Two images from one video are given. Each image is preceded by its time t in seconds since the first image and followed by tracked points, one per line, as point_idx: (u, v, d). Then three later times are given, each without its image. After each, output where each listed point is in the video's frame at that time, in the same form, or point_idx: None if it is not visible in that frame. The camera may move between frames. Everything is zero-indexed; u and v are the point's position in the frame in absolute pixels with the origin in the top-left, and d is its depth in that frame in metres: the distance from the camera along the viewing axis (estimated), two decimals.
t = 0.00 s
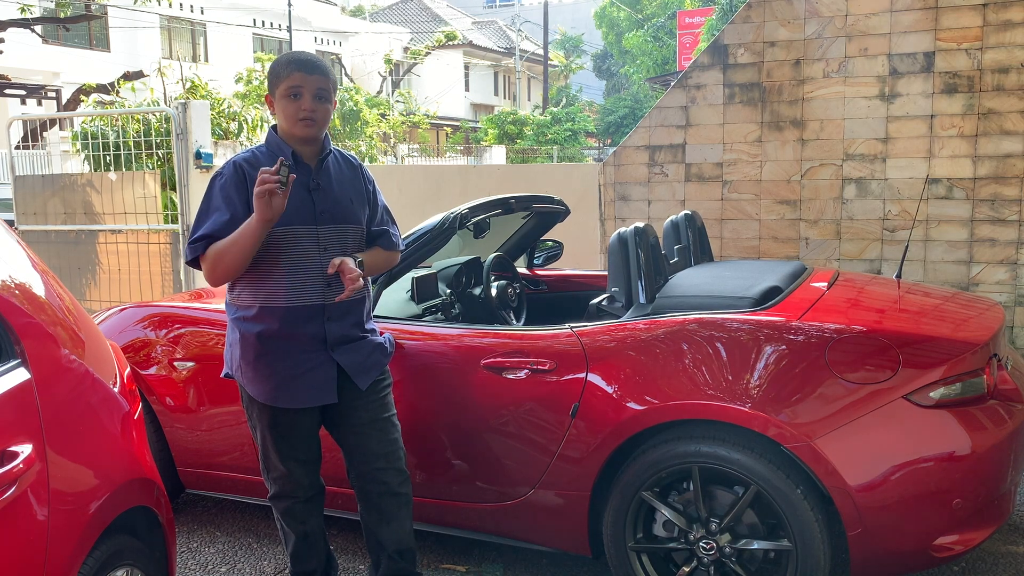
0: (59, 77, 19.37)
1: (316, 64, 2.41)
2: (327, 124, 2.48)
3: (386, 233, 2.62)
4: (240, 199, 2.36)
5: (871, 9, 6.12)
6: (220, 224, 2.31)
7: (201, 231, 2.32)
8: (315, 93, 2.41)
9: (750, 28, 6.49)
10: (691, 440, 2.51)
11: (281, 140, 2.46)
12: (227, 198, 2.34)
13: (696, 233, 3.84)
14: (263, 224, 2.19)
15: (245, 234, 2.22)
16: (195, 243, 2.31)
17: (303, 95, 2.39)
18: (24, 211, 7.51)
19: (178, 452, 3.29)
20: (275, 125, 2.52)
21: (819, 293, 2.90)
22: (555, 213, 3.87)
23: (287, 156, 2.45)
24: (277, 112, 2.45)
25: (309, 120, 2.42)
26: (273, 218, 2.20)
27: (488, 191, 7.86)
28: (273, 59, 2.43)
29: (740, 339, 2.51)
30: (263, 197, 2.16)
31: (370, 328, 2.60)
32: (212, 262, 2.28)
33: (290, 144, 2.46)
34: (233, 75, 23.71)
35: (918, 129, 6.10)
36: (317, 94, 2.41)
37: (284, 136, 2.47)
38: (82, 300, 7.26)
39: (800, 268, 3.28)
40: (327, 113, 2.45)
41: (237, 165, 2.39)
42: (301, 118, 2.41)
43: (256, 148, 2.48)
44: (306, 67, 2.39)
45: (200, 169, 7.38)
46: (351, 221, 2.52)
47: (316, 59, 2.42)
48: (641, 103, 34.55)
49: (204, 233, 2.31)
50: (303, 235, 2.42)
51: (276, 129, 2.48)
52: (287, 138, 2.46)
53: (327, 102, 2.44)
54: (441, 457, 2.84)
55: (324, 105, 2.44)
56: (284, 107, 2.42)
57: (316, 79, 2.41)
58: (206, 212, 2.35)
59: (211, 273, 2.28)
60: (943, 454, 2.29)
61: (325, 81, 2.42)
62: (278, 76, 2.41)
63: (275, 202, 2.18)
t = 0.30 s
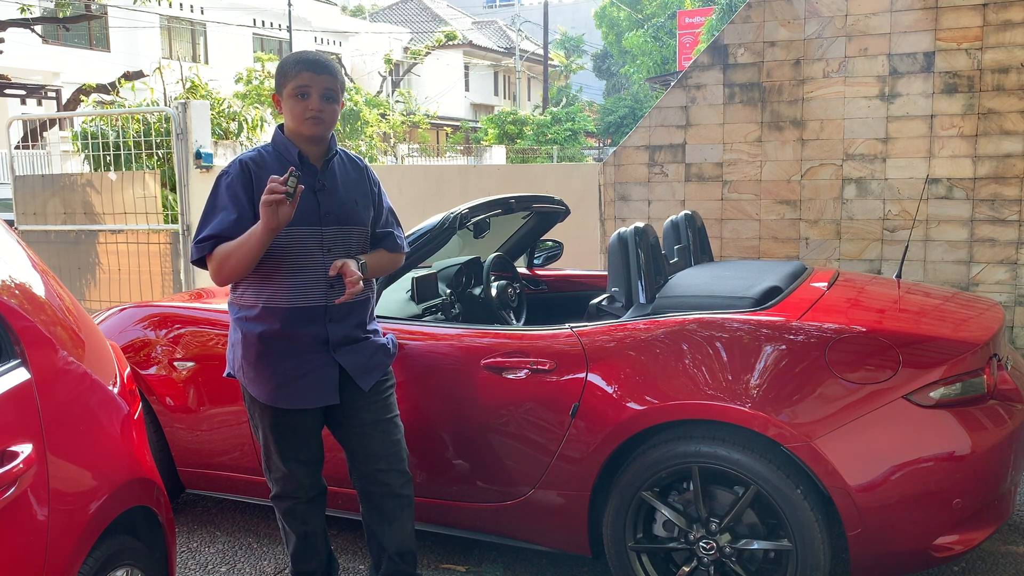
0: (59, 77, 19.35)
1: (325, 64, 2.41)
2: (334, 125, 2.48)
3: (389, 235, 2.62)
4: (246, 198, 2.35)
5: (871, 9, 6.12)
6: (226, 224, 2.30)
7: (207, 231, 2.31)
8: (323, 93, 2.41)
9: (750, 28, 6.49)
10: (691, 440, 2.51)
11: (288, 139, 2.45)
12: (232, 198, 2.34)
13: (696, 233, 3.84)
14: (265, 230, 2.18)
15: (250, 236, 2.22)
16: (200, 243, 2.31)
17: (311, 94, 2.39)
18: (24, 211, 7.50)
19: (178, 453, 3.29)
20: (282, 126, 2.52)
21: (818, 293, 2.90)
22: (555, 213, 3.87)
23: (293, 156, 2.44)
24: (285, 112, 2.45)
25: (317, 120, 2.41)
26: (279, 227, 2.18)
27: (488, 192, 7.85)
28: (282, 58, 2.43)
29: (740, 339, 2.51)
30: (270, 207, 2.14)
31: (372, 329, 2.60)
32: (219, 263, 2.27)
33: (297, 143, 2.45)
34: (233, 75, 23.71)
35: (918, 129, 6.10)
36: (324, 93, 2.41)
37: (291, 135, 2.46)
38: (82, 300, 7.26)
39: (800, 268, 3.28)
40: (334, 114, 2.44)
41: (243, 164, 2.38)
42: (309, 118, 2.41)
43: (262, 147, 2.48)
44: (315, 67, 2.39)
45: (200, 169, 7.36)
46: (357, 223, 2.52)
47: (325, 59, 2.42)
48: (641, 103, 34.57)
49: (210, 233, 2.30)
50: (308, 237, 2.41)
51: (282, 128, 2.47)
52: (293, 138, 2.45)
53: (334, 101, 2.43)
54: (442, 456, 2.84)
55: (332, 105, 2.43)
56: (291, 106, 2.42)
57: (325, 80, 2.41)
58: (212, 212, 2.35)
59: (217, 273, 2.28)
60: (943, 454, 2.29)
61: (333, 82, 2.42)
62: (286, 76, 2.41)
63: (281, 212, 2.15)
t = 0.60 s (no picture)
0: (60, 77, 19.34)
1: (338, 65, 2.40)
2: (345, 126, 2.47)
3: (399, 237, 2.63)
4: (256, 199, 2.35)
5: (871, 9, 6.12)
6: (237, 225, 2.30)
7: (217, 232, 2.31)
8: (335, 95, 2.40)
9: (750, 28, 6.49)
10: (691, 440, 2.51)
11: (299, 140, 2.45)
12: (243, 198, 2.33)
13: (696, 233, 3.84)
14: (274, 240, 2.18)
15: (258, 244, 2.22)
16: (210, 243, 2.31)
17: (323, 96, 2.39)
18: (24, 211, 7.50)
19: (178, 453, 3.29)
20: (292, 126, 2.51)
21: (818, 293, 2.89)
22: (555, 213, 3.87)
23: (305, 157, 2.44)
24: (296, 113, 2.44)
25: (328, 121, 2.41)
26: (290, 236, 2.18)
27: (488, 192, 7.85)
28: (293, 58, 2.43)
29: (740, 339, 2.51)
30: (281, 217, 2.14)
31: (382, 331, 2.60)
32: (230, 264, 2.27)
33: (308, 144, 2.45)
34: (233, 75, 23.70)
35: (918, 129, 6.10)
36: (336, 94, 2.40)
37: (301, 136, 2.46)
38: (82, 300, 7.26)
39: (800, 268, 3.28)
40: (345, 115, 2.44)
41: (254, 164, 2.38)
42: (320, 119, 2.40)
43: (272, 147, 2.47)
44: (328, 68, 2.39)
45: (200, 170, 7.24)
46: (368, 224, 2.53)
47: (338, 60, 2.42)
48: (641, 103, 34.57)
49: (220, 233, 2.30)
50: (318, 237, 2.41)
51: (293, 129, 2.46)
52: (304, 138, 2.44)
53: (346, 103, 2.43)
54: (442, 456, 2.84)
55: (344, 106, 2.43)
56: (302, 107, 2.41)
57: (337, 81, 2.40)
58: (222, 212, 2.34)
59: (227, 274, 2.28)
60: (943, 454, 2.29)
61: (345, 83, 2.42)
62: (297, 76, 2.41)
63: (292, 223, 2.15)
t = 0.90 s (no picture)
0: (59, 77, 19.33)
1: (359, 67, 2.38)
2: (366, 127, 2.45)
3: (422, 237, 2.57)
4: (277, 199, 2.31)
5: (871, 9, 6.11)
6: (258, 225, 2.26)
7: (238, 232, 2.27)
8: (356, 97, 2.38)
9: (750, 28, 6.49)
10: (691, 439, 2.51)
11: (319, 140, 2.41)
12: (264, 198, 2.30)
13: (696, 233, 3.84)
14: (319, 249, 2.18)
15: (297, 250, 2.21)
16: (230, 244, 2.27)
17: (344, 99, 2.37)
18: (24, 211, 7.50)
19: (178, 453, 3.29)
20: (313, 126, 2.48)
21: (819, 293, 2.90)
22: (556, 213, 3.87)
23: (326, 157, 2.40)
24: (317, 114, 2.42)
25: (349, 124, 2.39)
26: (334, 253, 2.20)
27: (488, 192, 7.84)
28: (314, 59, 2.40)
29: (740, 339, 2.51)
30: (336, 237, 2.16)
31: (407, 335, 2.53)
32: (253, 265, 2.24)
33: (328, 143, 2.41)
34: (233, 75, 23.71)
35: (918, 129, 6.10)
36: (358, 96, 2.38)
37: (322, 136, 2.42)
38: (82, 300, 7.26)
39: (800, 268, 3.28)
40: (367, 117, 2.42)
41: (274, 164, 2.34)
42: (341, 121, 2.38)
43: (293, 148, 2.44)
44: (349, 70, 2.36)
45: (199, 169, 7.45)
46: (389, 223, 2.48)
47: (360, 62, 2.39)
48: (641, 103, 34.58)
49: (240, 233, 2.26)
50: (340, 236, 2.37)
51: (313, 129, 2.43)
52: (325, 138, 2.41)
53: (368, 105, 2.41)
54: (442, 456, 2.83)
55: (365, 108, 2.41)
56: (323, 108, 2.39)
57: (359, 83, 2.38)
58: (243, 212, 2.30)
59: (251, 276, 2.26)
60: (943, 454, 2.29)
61: (367, 85, 2.39)
62: (318, 77, 2.38)
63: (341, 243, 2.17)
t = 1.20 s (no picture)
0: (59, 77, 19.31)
1: (415, 71, 2.32)
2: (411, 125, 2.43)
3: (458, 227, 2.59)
4: (320, 194, 2.26)
5: (871, 9, 6.11)
6: (303, 221, 2.23)
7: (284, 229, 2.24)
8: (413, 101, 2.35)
9: (750, 28, 6.49)
10: (691, 439, 2.51)
11: (361, 136, 2.36)
12: (308, 193, 2.25)
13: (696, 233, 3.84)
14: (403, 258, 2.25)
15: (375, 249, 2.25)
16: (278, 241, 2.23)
17: (405, 106, 2.33)
18: (24, 211, 7.50)
19: (178, 453, 3.29)
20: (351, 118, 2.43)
21: (819, 293, 2.90)
22: (555, 213, 3.88)
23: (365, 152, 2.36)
24: (367, 113, 2.34)
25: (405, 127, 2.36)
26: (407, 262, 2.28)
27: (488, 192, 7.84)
28: (365, 57, 2.29)
29: (740, 339, 2.51)
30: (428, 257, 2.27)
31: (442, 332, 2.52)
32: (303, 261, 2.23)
33: (367, 137, 2.37)
34: (233, 75, 23.70)
35: (918, 129, 6.10)
36: (397, 98, 2.31)
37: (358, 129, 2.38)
38: (81, 300, 7.25)
39: (800, 268, 3.28)
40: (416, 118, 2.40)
41: (315, 159, 2.30)
42: (397, 124, 2.35)
43: (328, 142, 2.38)
44: (409, 75, 2.30)
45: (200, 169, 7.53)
46: (429, 215, 2.46)
47: (412, 63, 2.33)
48: (641, 103, 34.58)
49: (289, 231, 2.22)
50: (383, 229, 2.35)
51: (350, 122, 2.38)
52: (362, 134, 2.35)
53: (406, 109, 2.33)
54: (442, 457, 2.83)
55: (404, 111, 2.34)
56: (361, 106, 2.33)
57: (414, 87, 2.34)
58: (285, 207, 2.26)
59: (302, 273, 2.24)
60: (943, 454, 2.29)
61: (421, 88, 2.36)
62: (356, 73, 2.31)
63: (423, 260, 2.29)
